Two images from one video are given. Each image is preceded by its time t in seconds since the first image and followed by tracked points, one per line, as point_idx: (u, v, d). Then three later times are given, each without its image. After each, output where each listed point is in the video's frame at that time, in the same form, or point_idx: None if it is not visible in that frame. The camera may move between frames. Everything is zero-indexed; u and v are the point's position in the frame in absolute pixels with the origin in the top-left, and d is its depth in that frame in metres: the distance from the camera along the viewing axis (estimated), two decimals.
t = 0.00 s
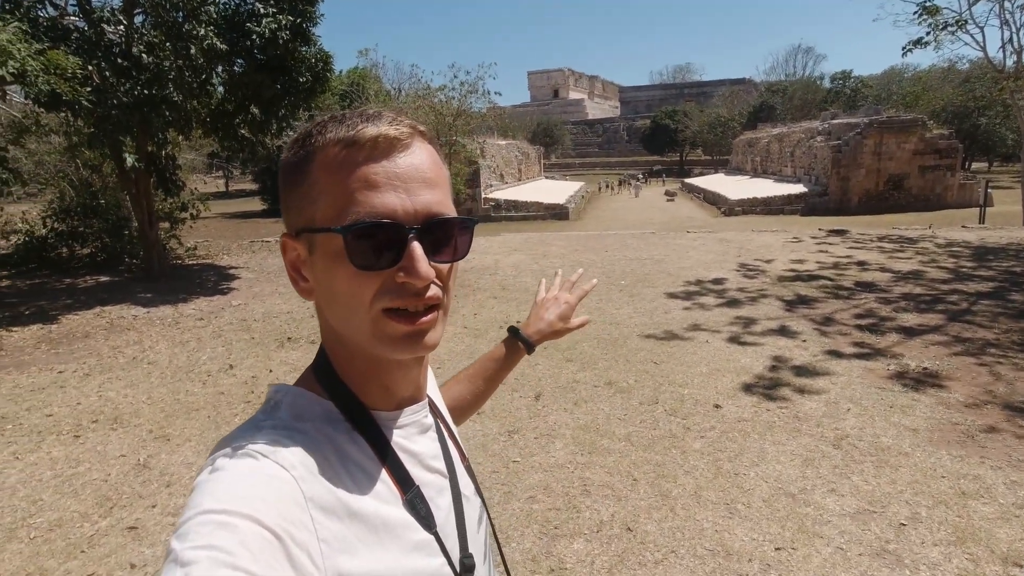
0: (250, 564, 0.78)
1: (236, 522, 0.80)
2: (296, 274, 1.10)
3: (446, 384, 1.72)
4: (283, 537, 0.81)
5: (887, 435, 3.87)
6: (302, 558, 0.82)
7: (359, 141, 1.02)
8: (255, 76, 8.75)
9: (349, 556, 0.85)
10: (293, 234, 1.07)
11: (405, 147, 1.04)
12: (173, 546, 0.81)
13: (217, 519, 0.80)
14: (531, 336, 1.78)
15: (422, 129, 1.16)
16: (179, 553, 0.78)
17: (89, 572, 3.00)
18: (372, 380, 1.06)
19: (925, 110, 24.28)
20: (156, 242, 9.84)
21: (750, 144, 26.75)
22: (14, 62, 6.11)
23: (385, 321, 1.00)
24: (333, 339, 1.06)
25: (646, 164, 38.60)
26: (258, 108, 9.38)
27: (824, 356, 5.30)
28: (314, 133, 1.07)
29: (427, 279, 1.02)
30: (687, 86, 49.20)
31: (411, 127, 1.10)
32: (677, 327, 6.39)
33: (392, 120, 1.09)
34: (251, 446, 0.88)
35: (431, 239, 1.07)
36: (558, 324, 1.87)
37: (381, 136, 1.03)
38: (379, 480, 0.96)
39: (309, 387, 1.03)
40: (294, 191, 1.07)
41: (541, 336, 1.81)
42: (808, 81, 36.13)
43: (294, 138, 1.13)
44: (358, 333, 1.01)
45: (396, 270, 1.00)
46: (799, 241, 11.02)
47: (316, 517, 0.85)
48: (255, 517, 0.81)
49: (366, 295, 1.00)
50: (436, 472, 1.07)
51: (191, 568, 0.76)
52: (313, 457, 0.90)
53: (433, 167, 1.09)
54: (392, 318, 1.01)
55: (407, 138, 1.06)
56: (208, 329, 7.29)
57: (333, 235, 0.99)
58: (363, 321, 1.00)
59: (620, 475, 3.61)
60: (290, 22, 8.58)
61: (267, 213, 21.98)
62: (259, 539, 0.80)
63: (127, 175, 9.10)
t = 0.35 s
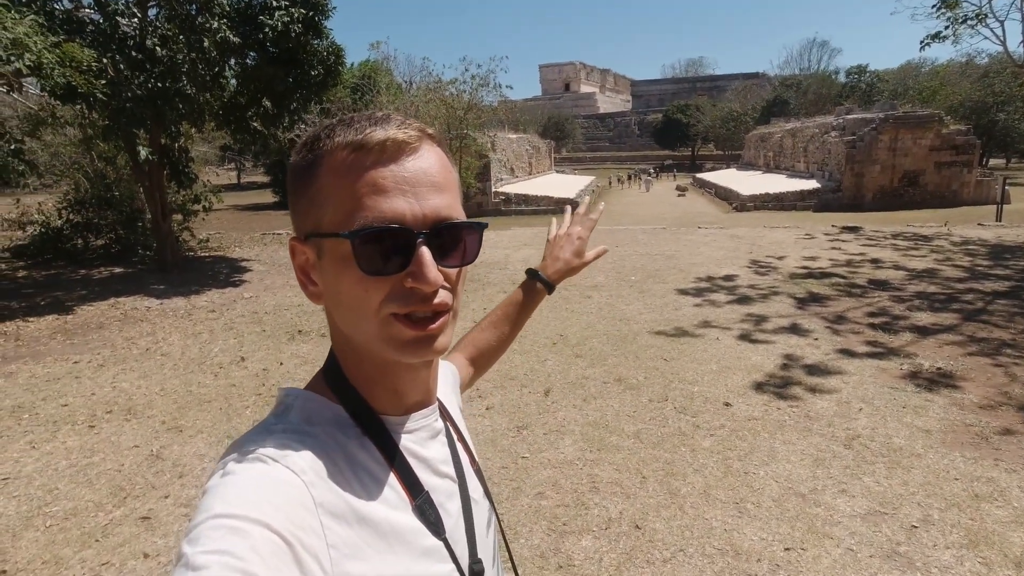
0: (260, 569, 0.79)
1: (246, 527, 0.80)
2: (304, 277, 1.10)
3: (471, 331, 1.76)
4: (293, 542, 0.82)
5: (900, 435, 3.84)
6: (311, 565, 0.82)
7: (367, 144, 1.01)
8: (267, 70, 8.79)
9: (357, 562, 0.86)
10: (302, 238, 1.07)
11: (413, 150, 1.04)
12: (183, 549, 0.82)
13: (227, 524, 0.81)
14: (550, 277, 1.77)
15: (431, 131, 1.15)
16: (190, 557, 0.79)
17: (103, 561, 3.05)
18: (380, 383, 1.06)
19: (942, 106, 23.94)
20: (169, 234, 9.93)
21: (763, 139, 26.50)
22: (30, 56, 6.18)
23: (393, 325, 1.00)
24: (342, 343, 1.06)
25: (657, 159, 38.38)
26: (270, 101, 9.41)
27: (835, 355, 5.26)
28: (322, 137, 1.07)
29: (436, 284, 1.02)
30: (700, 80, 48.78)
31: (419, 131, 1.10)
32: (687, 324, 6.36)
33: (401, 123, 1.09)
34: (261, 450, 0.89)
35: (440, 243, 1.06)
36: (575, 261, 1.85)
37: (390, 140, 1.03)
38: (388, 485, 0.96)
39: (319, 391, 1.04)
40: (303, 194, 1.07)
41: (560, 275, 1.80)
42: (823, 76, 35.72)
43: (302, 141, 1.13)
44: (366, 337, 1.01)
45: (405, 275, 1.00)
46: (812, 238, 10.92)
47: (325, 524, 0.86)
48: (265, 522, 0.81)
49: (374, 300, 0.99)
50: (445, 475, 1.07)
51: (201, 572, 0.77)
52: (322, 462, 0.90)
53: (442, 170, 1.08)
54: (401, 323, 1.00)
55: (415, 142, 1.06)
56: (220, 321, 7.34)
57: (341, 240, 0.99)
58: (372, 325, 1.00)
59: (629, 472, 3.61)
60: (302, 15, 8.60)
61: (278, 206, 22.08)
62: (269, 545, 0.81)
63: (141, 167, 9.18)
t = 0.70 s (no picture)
0: (270, 561, 0.79)
1: (256, 519, 0.81)
2: (315, 269, 1.10)
3: (496, 310, 1.75)
4: (303, 534, 0.83)
5: (909, 431, 3.82)
6: (322, 556, 0.83)
7: (376, 134, 1.01)
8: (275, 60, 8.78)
9: (368, 554, 0.86)
10: (312, 229, 1.07)
11: (422, 139, 1.03)
12: (195, 540, 0.83)
13: (238, 515, 0.81)
14: (576, 257, 1.77)
15: (441, 120, 1.15)
16: (201, 548, 0.80)
17: (115, 548, 3.09)
18: (391, 375, 1.06)
19: (954, 97, 23.65)
20: (178, 225, 9.97)
21: (772, 131, 26.31)
22: (39, 45, 6.26)
23: (403, 317, 0.99)
24: (354, 335, 1.06)
25: (665, 150, 38.16)
26: (278, 92, 9.39)
27: (844, 349, 5.24)
28: (331, 126, 1.07)
29: (446, 275, 1.01)
30: (708, 71, 48.40)
31: (429, 119, 1.09)
32: (694, 317, 6.35)
33: (410, 112, 1.08)
34: (272, 441, 0.89)
35: (450, 234, 1.06)
36: (602, 242, 1.85)
37: (399, 129, 1.02)
38: (398, 477, 0.96)
39: (330, 384, 1.04)
40: (312, 185, 1.06)
41: (587, 256, 1.80)
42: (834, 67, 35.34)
43: (312, 130, 1.13)
44: (376, 329, 1.01)
45: (415, 267, 1.00)
46: (821, 231, 10.86)
47: (335, 515, 0.86)
48: (275, 514, 0.82)
49: (384, 292, 0.99)
50: (458, 466, 1.07)
51: (213, 562, 0.78)
52: (333, 454, 0.91)
53: (452, 159, 1.07)
54: (411, 315, 1.00)
55: (424, 131, 1.05)
56: (228, 311, 7.38)
57: (350, 231, 0.99)
58: (382, 317, 1.00)
59: (635, 465, 3.61)
60: (310, 5, 8.59)
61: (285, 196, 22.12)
62: (280, 536, 0.81)
63: (150, 157, 9.21)
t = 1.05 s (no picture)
0: (278, 555, 0.80)
1: (264, 513, 0.81)
2: (324, 264, 1.10)
3: (510, 304, 1.75)
4: (311, 530, 0.83)
5: (919, 426, 3.79)
6: (329, 552, 0.83)
7: (385, 128, 1.00)
8: (283, 53, 8.80)
9: (374, 549, 0.86)
10: (321, 224, 1.07)
11: (432, 134, 1.02)
12: (204, 533, 0.83)
13: (246, 509, 0.81)
14: (591, 254, 1.75)
15: (450, 115, 1.14)
16: (210, 541, 0.80)
17: (127, 538, 3.12)
18: (400, 371, 1.06)
19: (967, 88, 23.32)
20: (187, 218, 10.03)
21: (782, 123, 26.06)
22: (49, 40, 6.31)
23: (412, 312, 0.99)
24: (363, 331, 1.06)
25: (673, 143, 37.92)
26: (286, 85, 9.38)
27: (853, 343, 5.20)
28: (341, 120, 1.06)
29: (454, 271, 1.01)
30: (717, 62, 47.97)
31: (439, 114, 1.08)
32: (703, 310, 6.32)
33: (420, 106, 1.07)
34: (281, 435, 0.90)
35: (459, 229, 1.05)
36: (616, 241, 1.83)
37: (408, 124, 1.02)
38: (406, 473, 0.96)
39: (339, 378, 1.04)
40: (322, 179, 1.06)
41: (601, 252, 1.78)
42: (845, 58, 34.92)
43: (321, 124, 1.12)
44: (385, 324, 1.01)
45: (424, 262, 0.99)
46: (830, 224, 10.77)
47: (343, 511, 0.86)
48: (283, 509, 0.82)
49: (393, 287, 0.99)
50: (466, 462, 1.07)
51: (221, 557, 0.78)
52: (340, 449, 0.91)
53: (462, 154, 1.07)
54: (420, 310, 1.00)
55: (434, 125, 1.04)
56: (237, 304, 7.42)
57: (359, 225, 0.99)
58: (392, 312, 1.00)
59: (643, 459, 3.61)
60: None
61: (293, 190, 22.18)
62: (287, 532, 0.82)
63: (159, 151, 9.26)
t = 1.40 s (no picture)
0: (279, 552, 0.80)
1: (266, 510, 0.81)
2: (328, 261, 1.10)
3: (513, 301, 1.75)
4: (314, 527, 0.83)
5: (926, 425, 3.77)
6: (329, 551, 0.83)
7: (391, 127, 1.00)
8: (288, 50, 8.82)
9: (374, 547, 0.86)
10: (326, 222, 1.07)
11: (437, 134, 1.02)
12: (206, 528, 0.83)
13: (248, 505, 0.82)
14: (594, 252, 1.75)
15: (455, 115, 1.14)
16: (212, 536, 0.81)
17: (133, 534, 3.14)
18: (402, 369, 1.06)
19: (977, 84, 23.10)
20: (194, 215, 10.09)
21: (789, 119, 25.89)
22: (57, 37, 6.38)
23: (416, 312, 0.99)
24: (366, 329, 1.06)
25: (680, 139, 37.78)
26: (292, 82, 9.40)
27: (860, 341, 5.17)
28: (347, 119, 1.06)
29: (458, 272, 1.01)
30: (724, 58, 47.74)
31: (444, 114, 1.08)
32: (708, 308, 6.30)
33: (426, 106, 1.07)
34: (282, 432, 0.90)
35: (463, 230, 1.05)
36: (618, 240, 1.83)
37: (414, 123, 1.01)
38: (407, 473, 0.96)
39: (342, 376, 1.04)
40: (327, 177, 1.06)
41: (603, 252, 1.78)
42: (853, 54, 34.68)
43: (327, 122, 1.12)
44: (388, 321, 1.00)
45: (427, 262, 0.99)
46: (837, 222, 10.70)
47: (344, 508, 0.86)
48: (285, 505, 0.82)
49: (396, 286, 0.99)
50: (466, 462, 1.07)
51: (222, 553, 0.78)
52: (342, 446, 0.91)
53: (467, 155, 1.06)
54: (424, 309, 0.99)
55: (440, 126, 1.04)
56: (243, 301, 7.45)
57: (363, 224, 0.99)
58: (395, 310, 0.99)
59: (647, 457, 3.60)
60: None
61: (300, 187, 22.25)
62: (289, 528, 0.82)
63: (166, 148, 9.31)
